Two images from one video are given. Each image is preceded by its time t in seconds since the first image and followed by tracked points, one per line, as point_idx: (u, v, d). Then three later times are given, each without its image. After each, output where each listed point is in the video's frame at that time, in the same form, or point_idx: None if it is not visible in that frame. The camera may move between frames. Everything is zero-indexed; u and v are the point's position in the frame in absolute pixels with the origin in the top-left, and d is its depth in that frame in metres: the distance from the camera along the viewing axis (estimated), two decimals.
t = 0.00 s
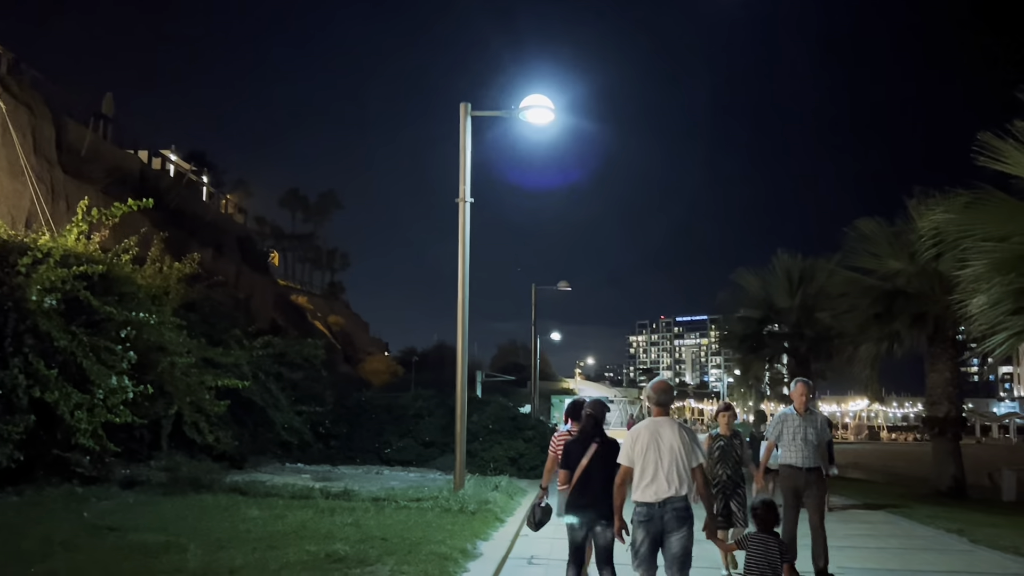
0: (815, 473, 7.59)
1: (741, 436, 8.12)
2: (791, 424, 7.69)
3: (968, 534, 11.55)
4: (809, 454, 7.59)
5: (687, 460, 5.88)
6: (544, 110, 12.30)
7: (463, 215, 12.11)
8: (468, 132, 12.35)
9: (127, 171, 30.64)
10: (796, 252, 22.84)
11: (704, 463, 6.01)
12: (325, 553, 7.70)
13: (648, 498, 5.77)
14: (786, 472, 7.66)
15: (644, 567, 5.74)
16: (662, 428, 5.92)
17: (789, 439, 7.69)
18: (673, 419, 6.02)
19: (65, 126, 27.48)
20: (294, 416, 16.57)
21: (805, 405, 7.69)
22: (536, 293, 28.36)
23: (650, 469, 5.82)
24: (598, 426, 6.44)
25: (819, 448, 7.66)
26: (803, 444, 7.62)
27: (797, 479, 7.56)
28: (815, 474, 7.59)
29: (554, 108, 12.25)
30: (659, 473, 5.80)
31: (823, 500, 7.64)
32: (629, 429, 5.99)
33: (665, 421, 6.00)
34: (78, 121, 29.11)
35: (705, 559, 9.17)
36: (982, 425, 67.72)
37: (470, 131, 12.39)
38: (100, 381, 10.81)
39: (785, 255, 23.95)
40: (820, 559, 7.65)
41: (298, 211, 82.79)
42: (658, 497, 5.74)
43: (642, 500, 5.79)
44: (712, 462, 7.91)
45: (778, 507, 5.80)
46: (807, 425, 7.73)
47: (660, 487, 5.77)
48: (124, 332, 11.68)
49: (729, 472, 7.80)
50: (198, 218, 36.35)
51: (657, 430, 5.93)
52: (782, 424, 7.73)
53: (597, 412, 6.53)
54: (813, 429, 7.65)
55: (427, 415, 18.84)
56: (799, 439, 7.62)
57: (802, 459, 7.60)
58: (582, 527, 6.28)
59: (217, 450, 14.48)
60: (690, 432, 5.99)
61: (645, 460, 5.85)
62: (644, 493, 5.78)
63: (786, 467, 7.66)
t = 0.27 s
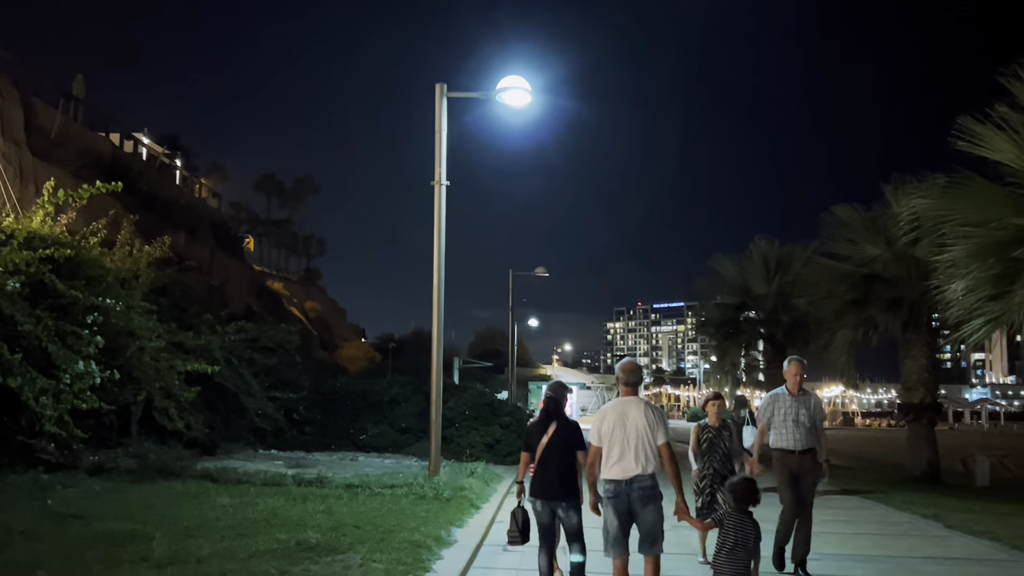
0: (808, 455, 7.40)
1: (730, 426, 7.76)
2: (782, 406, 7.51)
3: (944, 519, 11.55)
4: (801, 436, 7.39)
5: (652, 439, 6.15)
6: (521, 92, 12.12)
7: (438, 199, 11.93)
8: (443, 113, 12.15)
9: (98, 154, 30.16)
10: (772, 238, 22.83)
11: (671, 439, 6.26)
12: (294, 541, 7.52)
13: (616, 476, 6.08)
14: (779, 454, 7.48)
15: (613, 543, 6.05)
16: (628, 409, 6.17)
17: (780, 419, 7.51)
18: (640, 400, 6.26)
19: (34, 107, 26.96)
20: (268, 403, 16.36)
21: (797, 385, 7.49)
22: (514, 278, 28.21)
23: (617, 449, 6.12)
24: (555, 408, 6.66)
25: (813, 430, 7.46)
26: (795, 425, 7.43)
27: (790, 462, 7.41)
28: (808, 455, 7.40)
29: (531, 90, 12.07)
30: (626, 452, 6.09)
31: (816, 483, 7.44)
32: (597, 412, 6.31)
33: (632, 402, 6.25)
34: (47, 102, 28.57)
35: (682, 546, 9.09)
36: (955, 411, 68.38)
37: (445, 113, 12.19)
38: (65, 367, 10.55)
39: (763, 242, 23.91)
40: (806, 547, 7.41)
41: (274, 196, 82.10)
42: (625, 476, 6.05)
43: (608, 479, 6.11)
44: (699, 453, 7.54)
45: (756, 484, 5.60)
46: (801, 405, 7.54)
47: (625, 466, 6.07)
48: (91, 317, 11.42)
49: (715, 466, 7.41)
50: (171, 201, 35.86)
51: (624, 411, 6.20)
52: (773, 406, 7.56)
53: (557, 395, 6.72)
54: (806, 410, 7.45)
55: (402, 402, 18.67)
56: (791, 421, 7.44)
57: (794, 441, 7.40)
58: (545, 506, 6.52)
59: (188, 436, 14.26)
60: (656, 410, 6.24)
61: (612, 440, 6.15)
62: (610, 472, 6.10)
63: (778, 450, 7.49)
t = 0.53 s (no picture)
0: (807, 448, 6.64)
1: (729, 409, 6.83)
2: (779, 394, 6.75)
3: (925, 504, 11.52)
4: (800, 428, 6.62)
5: (635, 426, 6.04)
6: (502, 72, 11.92)
7: (418, 180, 11.73)
8: (423, 94, 11.93)
9: (71, 136, 29.68)
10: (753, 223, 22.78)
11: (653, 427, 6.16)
12: (270, 528, 7.35)
13: (596, 461, 5.97)
14: (775, 449, 6.69)
15: (594, 530, 5.90)
16: (611, 396, 6.07)
17: (777, 409, 6.76)
18: (623, 386, 6.16)
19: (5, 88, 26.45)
20: (245, 388, 16.14)
21: (794, 373, 6.75)
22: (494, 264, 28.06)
23: (599, 434, 6.01)
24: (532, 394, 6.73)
25: (811, 421, 6.72)
26: (793, 417, 6.67)
27: (787, 456, 6.63)
28: (807, 449, 6.63)
29: (513, 70, 11.87)
30: (607, 438, 5.98)
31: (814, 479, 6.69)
32: (580, 397, 6.21)
33: (615, 388, 6.15)
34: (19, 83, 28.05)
35: (664, 531, 8.98)
36: (931, 397, 68.98)
37: (425, 93, 11.98)
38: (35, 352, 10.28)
39: (744, 227, 23.84)
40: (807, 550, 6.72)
41: (252, 180, 81.42)
42: (606, 462, 5.94)
43: (590, 464, 6.00)
44: (695, 435, 6.66)
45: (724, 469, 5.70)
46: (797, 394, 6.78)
47: (607, 451, 5.97)
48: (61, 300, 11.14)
49: (715, 449, 6.52)
50: (146, 185, 35.40)
51: (607, 397, 6.10)
52: (769, 395, 6.79)
53: (536, 381, 6.77)
54: (804, 399, 6.70)
55: (381, 387, 18.49)
56: (789, 411, 6.68)
57: (793, 433, 6.63)
58: (522, 489, 6.44)
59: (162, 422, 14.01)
60: (639, 397, 6.13)
61: (593, 425, 6.04)
62: (592, 457, 5.99)
63: (775, 443, 6.69)
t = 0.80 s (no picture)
0: (813, 440, 6.38)
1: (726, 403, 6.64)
2: (784, 383, 6.47)
3: (911, 493, 11.44)
4: (806, 419, 6.35)
5: (629, 418, 5.92)
6: (485, 56, 11.69)
7: (400, 166, 11.50)
8: (404, 77, 11.69)
9: (47, 120, 29.19)
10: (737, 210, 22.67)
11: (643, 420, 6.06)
12: (246, 523, 7.14)
13: (591, 452, 5.80)
14: (779, 441, 6.41)
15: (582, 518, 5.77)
16: (608, 386, 5.92)
17: (781, 400, 6.46)
18: (617, 377, 6.02)
19: None
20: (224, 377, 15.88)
21: (798, 361, 6.48)
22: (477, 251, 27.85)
23: (595, 425, 5.83)
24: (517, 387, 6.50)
25: (817, 411, 6.44)
26: (799, 407, 6.39)
27: (794, 449, 6.35)
28: (813, 440, 6.36)
29: (496, 53, 11.64)
30: (603, 428, 5.82)
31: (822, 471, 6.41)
32: (572, 387, 6.03)
33: (610, 379, 6.00)
34: None
35: (649, 523, 8.84)
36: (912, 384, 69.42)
37: (406, 76, 11.73)
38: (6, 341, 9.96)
39: (728, 214, 23.73)
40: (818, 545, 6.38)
41: (234, 166, 80.71)
42: (601, 452, 5.78)
43: (584, 454, 5.82)
44: (694, 433, 6.42)
45: (711, 459, 5.66)
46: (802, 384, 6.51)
47: (601, 442, 5.81)
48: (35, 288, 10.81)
49: (718, 448, 6.32)
50: (125, 170, 34.92)
51: (603, 387, 5.94)
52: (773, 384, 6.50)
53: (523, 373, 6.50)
54: (810, 388, 6.42)
55: (363, 375, 18.28)
56: (794, 401, 6.39)
57: (799, 425, 6.34)
58: (508, 482, 6.22)
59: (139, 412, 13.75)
60: (633, 389, 6.02)
61: (589, 415, 5.87)
62: (586, 447, 5.82)
63: (778, 435, 6.42)
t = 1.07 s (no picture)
0: (817, 433, 6.04)
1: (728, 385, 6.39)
2: (787, 372, 6.11)
3: (898, 481, 11.37)
4: (810, 412, 6.01)
5: (614, 402, 5.77)
6: (469, 38, 11.48)
7: (382, 149, 11.29)
8: (386, 59, 11.47)
9: (25, 104, 28.75)
10: (723, 198, 22.57)
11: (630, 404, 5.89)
12: (223, 514, 6.96)
13: (576, 438, 5.67)
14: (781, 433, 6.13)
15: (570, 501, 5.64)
16: (590, 371, 5.79)
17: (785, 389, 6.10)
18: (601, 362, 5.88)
19: None
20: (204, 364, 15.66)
21: (804, 347, 6.12)
22: (462, 238, 27.65)
23: (578, 410, 5.71)
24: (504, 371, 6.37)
25: (823, 401, 6.09)
26: (802, 397, 6.04)
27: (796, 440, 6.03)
28: (817, 434, 6.03)
29: (480, 34, 11.44)
30: (586, 413, 5.69)
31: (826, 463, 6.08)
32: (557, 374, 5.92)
33: (594, 364, 5.87)
34: None
35: (635, 512, 8.71)
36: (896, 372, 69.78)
37: (389, 58, 11.51)
38: None
39: (714, 202, 23.63)
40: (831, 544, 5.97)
41: (217, 153, 80.05)
42: (585, 437, 5.64)
43: (569, 440, 5.70)
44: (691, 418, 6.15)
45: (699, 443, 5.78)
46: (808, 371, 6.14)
47: (585, 427, 5.67)
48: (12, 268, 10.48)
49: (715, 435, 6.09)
50: (105, 155, 34.49)
51: (586, 373, 5.82)
52: (775, 372, 6.16)
53: (506, 358, 6.37)
54: (815, 378, 6.05)
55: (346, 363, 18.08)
56: (797, 391, 6.04)
57: (801, 417, 6.02)
58: (489, 466, 6.12)
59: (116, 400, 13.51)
60: (618, 373, 5.87)
61: (573, 400, 5.75)
62: (571, 433, 5.69)
63: (780, 425, 6.11)
